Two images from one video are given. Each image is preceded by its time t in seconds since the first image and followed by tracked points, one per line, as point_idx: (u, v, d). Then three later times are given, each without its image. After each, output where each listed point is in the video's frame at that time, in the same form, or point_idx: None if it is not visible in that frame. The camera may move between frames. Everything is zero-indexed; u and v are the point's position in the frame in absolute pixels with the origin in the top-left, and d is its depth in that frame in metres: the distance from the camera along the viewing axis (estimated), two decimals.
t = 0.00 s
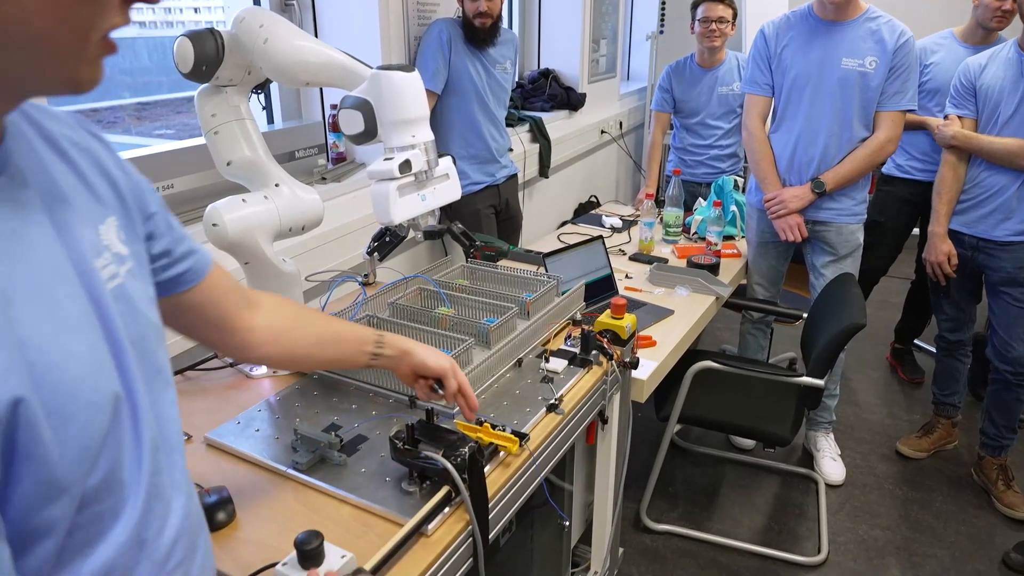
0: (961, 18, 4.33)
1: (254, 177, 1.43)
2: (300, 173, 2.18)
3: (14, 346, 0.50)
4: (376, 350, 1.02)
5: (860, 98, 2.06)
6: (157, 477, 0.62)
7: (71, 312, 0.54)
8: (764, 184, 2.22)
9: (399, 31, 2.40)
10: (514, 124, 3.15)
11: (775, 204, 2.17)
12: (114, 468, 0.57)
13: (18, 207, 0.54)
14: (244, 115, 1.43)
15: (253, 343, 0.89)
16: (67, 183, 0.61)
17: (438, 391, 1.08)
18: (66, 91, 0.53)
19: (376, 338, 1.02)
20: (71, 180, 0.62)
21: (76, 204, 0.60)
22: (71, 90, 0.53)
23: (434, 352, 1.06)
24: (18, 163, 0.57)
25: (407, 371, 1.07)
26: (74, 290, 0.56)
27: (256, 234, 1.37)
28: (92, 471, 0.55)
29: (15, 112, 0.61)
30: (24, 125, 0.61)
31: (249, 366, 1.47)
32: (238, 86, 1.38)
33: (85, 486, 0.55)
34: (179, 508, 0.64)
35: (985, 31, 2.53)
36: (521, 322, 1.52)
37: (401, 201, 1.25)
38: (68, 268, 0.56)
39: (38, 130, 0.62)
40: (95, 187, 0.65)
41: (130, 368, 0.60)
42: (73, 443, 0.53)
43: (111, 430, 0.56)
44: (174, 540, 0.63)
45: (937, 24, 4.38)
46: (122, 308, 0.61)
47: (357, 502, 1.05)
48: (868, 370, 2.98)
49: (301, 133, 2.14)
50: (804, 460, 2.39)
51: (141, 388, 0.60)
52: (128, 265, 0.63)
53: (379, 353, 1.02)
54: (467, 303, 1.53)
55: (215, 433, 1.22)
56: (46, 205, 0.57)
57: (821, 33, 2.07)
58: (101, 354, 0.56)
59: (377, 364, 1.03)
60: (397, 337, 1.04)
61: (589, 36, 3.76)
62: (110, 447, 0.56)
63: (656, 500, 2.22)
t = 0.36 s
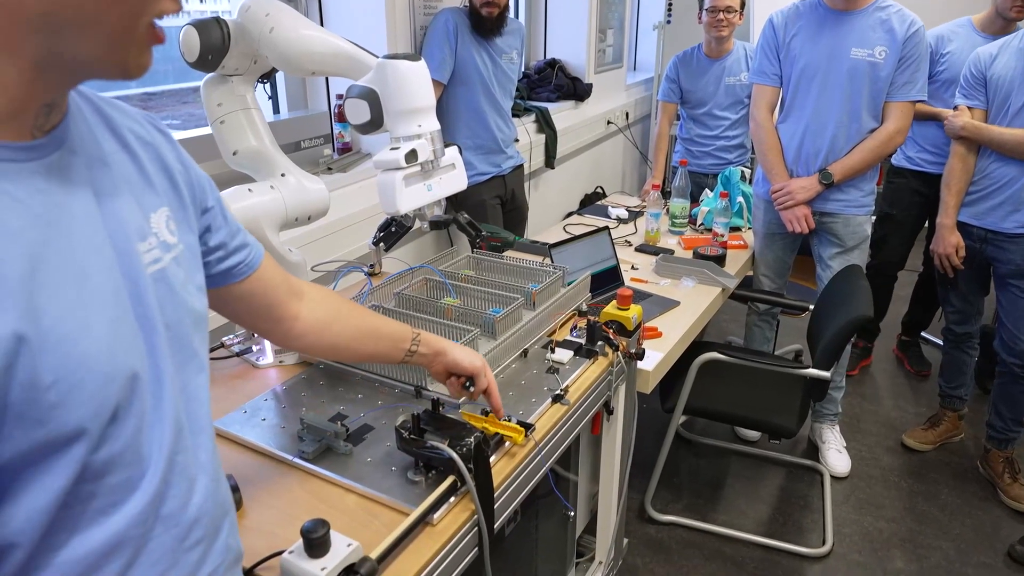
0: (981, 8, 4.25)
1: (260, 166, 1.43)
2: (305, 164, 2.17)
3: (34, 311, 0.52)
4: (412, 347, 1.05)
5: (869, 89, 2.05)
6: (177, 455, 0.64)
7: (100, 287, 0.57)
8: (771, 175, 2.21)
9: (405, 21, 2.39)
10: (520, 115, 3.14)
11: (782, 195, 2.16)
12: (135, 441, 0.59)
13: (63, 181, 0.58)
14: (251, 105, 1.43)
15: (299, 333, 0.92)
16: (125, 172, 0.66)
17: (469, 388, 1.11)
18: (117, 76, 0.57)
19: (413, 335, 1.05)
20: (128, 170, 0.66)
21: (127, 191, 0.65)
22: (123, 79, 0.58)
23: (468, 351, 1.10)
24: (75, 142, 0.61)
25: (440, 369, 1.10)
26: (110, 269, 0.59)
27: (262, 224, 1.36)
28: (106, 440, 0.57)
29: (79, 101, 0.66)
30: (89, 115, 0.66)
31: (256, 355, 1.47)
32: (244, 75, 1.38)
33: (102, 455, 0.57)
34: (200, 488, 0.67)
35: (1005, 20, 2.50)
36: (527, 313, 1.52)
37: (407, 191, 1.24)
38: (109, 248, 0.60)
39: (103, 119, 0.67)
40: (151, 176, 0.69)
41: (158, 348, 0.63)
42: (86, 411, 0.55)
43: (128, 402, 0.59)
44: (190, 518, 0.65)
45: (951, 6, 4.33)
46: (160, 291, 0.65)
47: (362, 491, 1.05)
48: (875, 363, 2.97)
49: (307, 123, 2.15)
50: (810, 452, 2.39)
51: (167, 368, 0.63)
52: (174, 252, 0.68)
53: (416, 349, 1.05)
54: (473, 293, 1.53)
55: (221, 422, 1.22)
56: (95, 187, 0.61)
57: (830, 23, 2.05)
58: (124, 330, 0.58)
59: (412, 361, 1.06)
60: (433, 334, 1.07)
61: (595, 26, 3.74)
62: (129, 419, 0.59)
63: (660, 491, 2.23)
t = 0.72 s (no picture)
0: None
1: (264, 159, 1.42)
2: (309, 158, 2.17)
3: (30, 300, 0.52)
4: (415, 344, 1.05)
5: (875, 83, 2.04)
6: (183, 441, 0.64)
7: (98, 275, 0.57)
8: (776, 169, 2.21)
9: (409, 15, 2.38)
10: (523, 109, 3.14)
11: (787, 189, 2.15)
12: (140, 428, 0.60)
13: (60, 170, 0.58)
14: (255, 98, 1.42)
15: (299, 328, 0.92)
16: (124, 161, 0.66)
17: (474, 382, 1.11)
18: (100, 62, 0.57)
19: (416, 331, 1.05)
20: (127, 159, 0.66)
21: (127, 180, 0.65)
22: (107, 66, 0.58)
23: (473, 347, 1.10)
24: (70, 131, 0.60)
25: (443, 366, 1.10)
26: (109, 257, 0.59)
27: (267, 218, 1.36)
28: (109, 427, 0.58)
29: (77, 91, 0.66)
30: (87, 105, 0.66)
31: (259, 349, 1.47)
32: (248, 69, 1.38)
33: (105, 442, 0.57)
34: (208, 473, 0.67)
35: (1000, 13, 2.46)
36: (530, 307, 1.51)
37: (411, 184, 1.23)
38: (109, 237, 0.60)
39: (101, 109, 0.67)
40: (150, 166, 0.69)
41: (161, 335, 0.63)
42: (88, 397, 0.55)
43: (131, 389, 0.59)
44: (199, 502, 0.65)
45: None
46: (161, 279, 0.65)
47: (366, 485, 1.06)
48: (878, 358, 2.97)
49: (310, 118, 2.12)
50: (813, 447, 2.39)
51: (171, 354, 0.63)
52: (174, 240, 0.68)
53: (419, 345, 1.05)
54: (477, 287, 1.53)
55: (226, 416, 1.23)
56: (93, 176, 0.61)
57: (836, 17, 2.04)
58: (126, 317, 0.58)
59: (415, 358, 1.06)
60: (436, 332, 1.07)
61: (600, 20, 3.73)
62: (132, 405, 0.59)
63: (663, 485, 2.23)
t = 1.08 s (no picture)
0: None
1: (265, 159, 1.42)
2: (310, 157, 2.17)
3: (25, 300, 0.52)
4: (410, 339, 1.06)
5: (875, 82, 2.04)
6: (178, 440, 0.64)
7: (95, 275, 0.57)
8: (777, 169, 2.21)
9: (409, 15, 2.38)
10: (524, 109, 3.14)
11: (787, 189, 2.15)
12: (135, 427, 0.60)
13: (56, 171, 0.58)
14: (255, 98, 1.42)
15: (291, 325, 0.92)
16: (120, 161, 0.66)
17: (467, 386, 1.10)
18: (105, 70, 0.57)
19: (411, 326, 1.05)
20: (122, 157, 0.66)
21: (123, 181, 0.65)
22: (106, 72, 0.57)
23: (468, 348, 1.09)
24: (67, 132, 0.60)
25: (439, 361, 1.11)
26: (105, 257, 0.59)
27: (267, 217, 1.36)
28: (104, 426, 0.58)
29: (73, 91, 0.66)
30: (84, 106, 0.66)
31: (259, 349, 1.47)
32: (248, 68, 1.38)
33: (100, 441, 0.57)
34: (203, 471, 0.67)
35: (975, 11, 2.45)
36: (530, 306, 1.51)
37: (411, 184, 1.23)
38: (104, 236, 0.60)
39: (98, 110, 0.67)
40: (147, 166, 0.69)
41: (156, 334, 0.62)
42: (85, 396, 0.55)
43: (126, 389, 0.59)
44: (194, 500, 0.65)
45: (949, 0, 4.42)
46: (156, 278, 0.64)
47: (366, 485, 1.06)
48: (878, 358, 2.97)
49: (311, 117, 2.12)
50: (813, 447, 2.39)
51: (166, 353, 0.63)
52: (169, 240, 0.68)
53: (414, 341, 1.06)
54: (477, 287, 1.53)
55: (226, 415, 1.23)
56: (90, 176, 0.61)
57: (835, 17, 2.04)
58: (122, 317, 0.58)
59: (410, 352, 1.07)
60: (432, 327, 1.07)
61: (600, 19, 3.73)
62: (127, 405, 0.59)
63: (663, 485, 2.23)
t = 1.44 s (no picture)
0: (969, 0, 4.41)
1: (265, 160, 1.42)
2: (310, 157, 2.17)
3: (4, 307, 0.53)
4: (401, 334, 1.06)
5: (874, 82, 2.04)
6: (168, 441, 0.64)
7: (75, 280, 0.57)
8: (777, 169, 2.20)
9: (409, 15, 2.38)
10: (524, 109, 3.14)
11: (787, 190, 2.15)
12: (122, 429, 0.59)
13: (31, 174, 0.57)
14: (255, 98, 1.42)
15: (282, 323, 0.92)
16: (100, 161, 0.65)
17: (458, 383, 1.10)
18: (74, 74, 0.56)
19: (402, 322, 1.05)
20: (103, 157, 0.66)
21: (103, 181, 0.64)
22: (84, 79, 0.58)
23: (458, 346, 1.09)
24: (44, 135, 0.60)
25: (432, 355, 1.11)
26: (85, 261, 0.59)
27: (267, 218, 1.36)
28: (91, 431, 0.58)
29: (51, 92, 0.65)
30: (63, 106, 0.65)
31: (259, 349, 1.47)
32: (248, 69, 1.38)
33: (86, 446, 0.57)
34: (196, 472, 0.67)
35: (969, 10, 2.44)
36: (530, 306, 1.51)
37: (411, 184, 1.23)
38: (83, 239, 0.59)
39: (77, 110, 0.67)
40: (129, 165, 0.68)
41: (141, 335, 0.62)
42: (68, 402, 0.55)
43: (111, 392, 0.58)
44: (186, 501, 0.65)
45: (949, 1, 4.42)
46: (140, 279, 0.64)
47: (366, 485, 1.06)
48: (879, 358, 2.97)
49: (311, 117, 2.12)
50: (813, 447, 2.39)
51: (151, 355, 0.63)
52: (154, 239, 0.67)
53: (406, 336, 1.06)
54: (477, 287, 1.53)
55: (226, 415, 1.23)
56: (68, 179, 0.60)
57: (834, 17, 2.04)
58: (103, 321, 0.58)
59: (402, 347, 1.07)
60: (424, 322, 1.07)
61: (600, 19, 3.73)
62: (113, 408, 0.59)
63: (663, 485, 2.23)
